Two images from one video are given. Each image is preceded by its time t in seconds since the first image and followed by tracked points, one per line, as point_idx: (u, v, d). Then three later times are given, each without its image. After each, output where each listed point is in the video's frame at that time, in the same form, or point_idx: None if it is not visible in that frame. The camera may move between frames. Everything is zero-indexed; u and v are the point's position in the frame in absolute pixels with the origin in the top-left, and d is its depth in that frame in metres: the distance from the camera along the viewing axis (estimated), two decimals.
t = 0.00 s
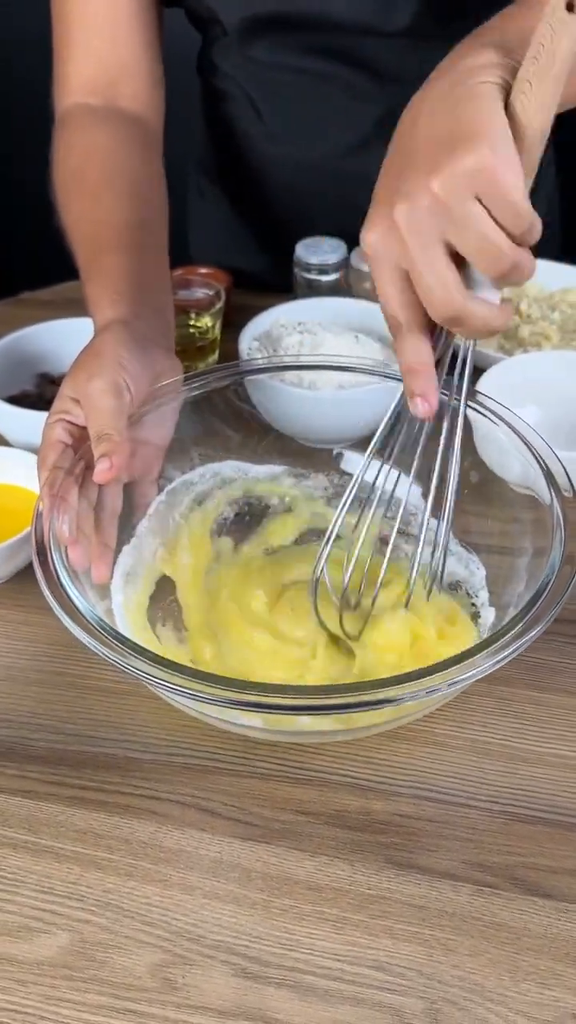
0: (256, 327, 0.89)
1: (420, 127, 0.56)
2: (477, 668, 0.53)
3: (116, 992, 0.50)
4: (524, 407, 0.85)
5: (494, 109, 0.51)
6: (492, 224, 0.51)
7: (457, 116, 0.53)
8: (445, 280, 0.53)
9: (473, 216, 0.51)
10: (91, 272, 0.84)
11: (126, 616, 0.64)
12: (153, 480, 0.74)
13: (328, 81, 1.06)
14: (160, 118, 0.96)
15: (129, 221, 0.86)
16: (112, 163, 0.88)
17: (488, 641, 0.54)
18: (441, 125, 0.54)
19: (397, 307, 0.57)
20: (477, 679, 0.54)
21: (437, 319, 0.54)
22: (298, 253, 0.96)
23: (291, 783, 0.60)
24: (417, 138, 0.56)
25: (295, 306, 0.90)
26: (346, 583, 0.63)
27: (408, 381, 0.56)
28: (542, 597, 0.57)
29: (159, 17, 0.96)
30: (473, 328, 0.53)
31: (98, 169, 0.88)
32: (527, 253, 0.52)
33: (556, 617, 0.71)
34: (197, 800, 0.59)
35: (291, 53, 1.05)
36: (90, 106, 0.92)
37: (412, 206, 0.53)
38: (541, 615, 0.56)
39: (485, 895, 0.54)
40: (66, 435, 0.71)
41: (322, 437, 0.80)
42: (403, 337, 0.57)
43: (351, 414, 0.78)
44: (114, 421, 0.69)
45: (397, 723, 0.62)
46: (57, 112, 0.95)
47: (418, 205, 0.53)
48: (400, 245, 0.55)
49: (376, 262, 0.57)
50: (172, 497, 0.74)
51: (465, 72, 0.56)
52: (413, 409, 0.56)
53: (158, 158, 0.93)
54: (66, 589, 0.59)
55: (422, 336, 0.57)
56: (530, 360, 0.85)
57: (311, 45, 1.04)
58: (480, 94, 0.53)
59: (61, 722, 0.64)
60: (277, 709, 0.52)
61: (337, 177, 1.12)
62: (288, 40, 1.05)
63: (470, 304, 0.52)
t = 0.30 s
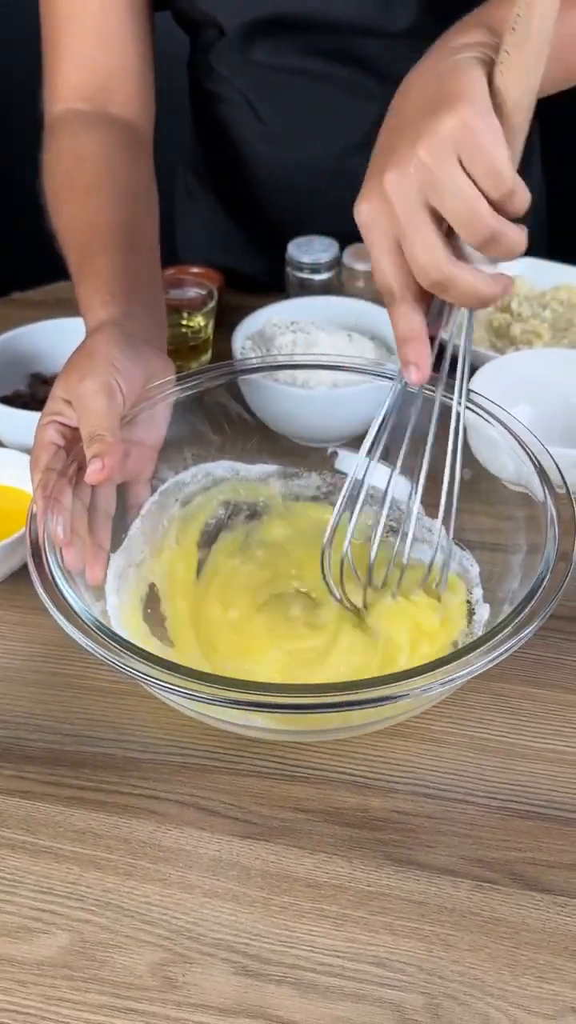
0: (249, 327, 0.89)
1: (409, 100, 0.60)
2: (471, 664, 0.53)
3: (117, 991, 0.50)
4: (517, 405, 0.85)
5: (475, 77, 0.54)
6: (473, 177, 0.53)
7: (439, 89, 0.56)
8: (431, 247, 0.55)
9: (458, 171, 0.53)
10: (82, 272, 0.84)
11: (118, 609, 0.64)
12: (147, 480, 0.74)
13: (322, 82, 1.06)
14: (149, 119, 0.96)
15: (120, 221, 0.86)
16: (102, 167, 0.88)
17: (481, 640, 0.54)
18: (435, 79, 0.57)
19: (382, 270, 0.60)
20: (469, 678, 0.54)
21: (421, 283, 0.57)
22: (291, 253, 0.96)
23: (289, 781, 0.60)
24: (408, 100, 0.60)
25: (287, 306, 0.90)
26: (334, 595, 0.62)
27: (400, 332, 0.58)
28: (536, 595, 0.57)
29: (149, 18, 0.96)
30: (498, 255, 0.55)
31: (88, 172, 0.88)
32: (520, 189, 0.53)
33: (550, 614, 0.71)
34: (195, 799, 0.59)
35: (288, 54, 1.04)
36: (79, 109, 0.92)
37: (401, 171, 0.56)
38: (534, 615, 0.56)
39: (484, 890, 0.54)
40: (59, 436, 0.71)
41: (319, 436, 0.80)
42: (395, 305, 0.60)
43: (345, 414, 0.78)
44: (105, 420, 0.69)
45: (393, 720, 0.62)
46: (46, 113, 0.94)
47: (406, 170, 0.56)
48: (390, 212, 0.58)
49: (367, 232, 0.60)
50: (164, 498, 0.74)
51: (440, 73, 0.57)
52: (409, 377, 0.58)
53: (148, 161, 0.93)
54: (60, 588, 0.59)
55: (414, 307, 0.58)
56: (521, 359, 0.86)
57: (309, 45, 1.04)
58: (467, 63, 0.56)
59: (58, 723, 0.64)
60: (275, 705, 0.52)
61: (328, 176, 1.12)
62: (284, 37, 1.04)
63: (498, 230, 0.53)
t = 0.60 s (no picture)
0: (244, 325, 0.89)
1: (392, 74, 0.55)
2: (474, 660, 0.54)
3: (121, 991, 0.50)
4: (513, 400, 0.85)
5: (451, 65, 0.51)
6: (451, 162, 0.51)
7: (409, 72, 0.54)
8: (414, 236, 0.53)
9: (429, 163, 0.51)
10: (76, 270, 0.83)
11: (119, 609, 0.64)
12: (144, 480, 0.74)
13: (318, 76, 1.06)
14: (143, 115, 0.95)
15: (113, 219, 0.85)
16: (94, 161, 0.87)
17: (482, 637, 0.54)
18: (407, 67, 0.54)
19: (368, 257, 0.57)
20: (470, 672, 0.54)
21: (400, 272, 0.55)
22: (286, 251, 0.96)
23: (290, 778, 0.60)
24: (389, 81, 0.56)
25: (282, 304, 0.91)
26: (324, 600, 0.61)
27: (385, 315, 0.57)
28: (541, 586, 0.57)
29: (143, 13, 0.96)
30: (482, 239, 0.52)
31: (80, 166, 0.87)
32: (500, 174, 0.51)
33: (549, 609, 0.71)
34: (196, 798, 0.59)
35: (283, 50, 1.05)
36: (72, 101, 0.91)
37: (381, 159, 0.54)
38: (534, 609, 0.56)
39: (487, 886, 0.54)
40: (56, 436, 0.71)
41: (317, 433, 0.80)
42: (382, 290, 0.57)
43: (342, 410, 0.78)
44: (103, 418, 0.69)
45: (395, 716, 0.62)
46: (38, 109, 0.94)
47: (382, 158, 0.53)
48: (371, 208, 0.56)
49: (350, 218, 0.57)
50: (162, 497, 0.74)
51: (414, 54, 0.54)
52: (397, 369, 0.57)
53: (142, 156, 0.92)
54: (61, 586, 0.59)
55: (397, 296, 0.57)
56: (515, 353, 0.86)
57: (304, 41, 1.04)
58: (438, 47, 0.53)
59: (57, 722, 0.63)
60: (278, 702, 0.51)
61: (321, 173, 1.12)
62: (280, 34, 1.04)
63: (478, 217, 0.50)
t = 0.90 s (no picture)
0: (239, 323, 0.89)
1: (363, 85, 0.54)
2: (478, 656, 0.54)
3: (124, 994, 0.50)
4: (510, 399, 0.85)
5: (426, 65, 0.50)
6: (415, 177, 0.50)
7: (381, 78, 0.53)
8: (375, 244, 0.53)
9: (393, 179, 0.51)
10: (71, 268, 0.83)
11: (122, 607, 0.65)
12: (141, 481, 0.73)
13: (311, 70, 1.06)
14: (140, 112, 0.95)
15: (109, 216, 0.85)
16: (91, 155, 0.87)
17: (486, 632, 0.55)
18: (383, 66, 0.53)
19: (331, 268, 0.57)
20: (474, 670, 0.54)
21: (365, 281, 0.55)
22: (281, 250, 0.96)
23: (291, 778, 0.60)
24: (361, 89, 0.54)
25: (278, 303, 0.91)
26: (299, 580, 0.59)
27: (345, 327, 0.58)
28: (542, 585, 0.58)
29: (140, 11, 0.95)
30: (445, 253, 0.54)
31: (76, 159, 0.87)
32: (467, 188, 0.51)
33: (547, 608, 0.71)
34: (197, 798, 0.59)
35: (280, 44, 1.04)
36: (70, 93, 0.90)
37: (345, 164, 0.52)
38: (539, 607, 0.56)
39: (490, 885, 0.54)
40: (52, 440, 0.71)
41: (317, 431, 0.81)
42: (343, 298, 0.57)
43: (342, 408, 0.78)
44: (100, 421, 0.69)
45: (397, 716, 0.62)
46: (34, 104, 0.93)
47: (348, 165, 0.52)
48: (336, 215, 0.55)
49: (314, 219, 0.56)
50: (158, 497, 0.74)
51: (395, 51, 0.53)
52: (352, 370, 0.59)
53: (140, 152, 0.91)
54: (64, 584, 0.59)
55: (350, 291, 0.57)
56: (511, 353, 0.86)
57: (302, 33, 1.03)
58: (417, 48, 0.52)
59: (57, 724, 0.63)
60: (282, 700, 0.51)
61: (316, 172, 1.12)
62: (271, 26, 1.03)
63: (440, 232, 0.52)
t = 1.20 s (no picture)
0: (238, 322, 0.89)
1: (327, 81, 0.53)
2: (483, 655, 0.54)
3: (130, 996, 0.49)
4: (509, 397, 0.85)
5: (389, 83, 0.49)
6: (370, 195, 0.49)
7: (341, 86, 0.51)
8: (323, 259, 0.52)
9: (347, 193, 0.50)
10: (71, 268, 0.83)
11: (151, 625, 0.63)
12: (143, 480, 0.73)
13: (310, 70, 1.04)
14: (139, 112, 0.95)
15: (108, 216, 0.84)
16: (91, 156, 0.86)
17: (491, 632, 0.55)
18: (344, 77, 0.52)
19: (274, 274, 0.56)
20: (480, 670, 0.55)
21: (310, 291, 0.54)
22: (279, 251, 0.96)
23: (295, 779, 0.60)
24: (322, 92, 0.53)
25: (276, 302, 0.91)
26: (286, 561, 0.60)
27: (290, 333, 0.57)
28: (547, 585, 0.58)
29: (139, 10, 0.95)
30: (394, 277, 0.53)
31: (76, 160, 0.86)
32: (420, 204, 0.51)
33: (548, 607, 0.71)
34: (201, 800, 0.59)
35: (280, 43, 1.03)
36: (69, 93, 0.90)
37: (298, 171, 0.50)
38: (545, 606, 0.57)
39: (495, 884, 0.54)
40: (56, 440, 0.71)
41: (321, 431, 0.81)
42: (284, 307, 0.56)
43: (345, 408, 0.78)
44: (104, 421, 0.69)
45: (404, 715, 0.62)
46: (33, 103, 0.93)
47: (301, 171, 0.50)
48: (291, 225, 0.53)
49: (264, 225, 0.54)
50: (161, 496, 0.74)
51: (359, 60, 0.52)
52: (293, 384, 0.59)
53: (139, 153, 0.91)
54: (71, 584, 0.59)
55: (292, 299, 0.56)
56: (511, 352, 0.86)
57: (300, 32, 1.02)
58: (387, 58, 0.51)
59: (59, 726, 0.63)
60: (290, 702, 0.51)
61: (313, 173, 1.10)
62: (274, 22, 1.02)
63: (389, 248, 0.51)
